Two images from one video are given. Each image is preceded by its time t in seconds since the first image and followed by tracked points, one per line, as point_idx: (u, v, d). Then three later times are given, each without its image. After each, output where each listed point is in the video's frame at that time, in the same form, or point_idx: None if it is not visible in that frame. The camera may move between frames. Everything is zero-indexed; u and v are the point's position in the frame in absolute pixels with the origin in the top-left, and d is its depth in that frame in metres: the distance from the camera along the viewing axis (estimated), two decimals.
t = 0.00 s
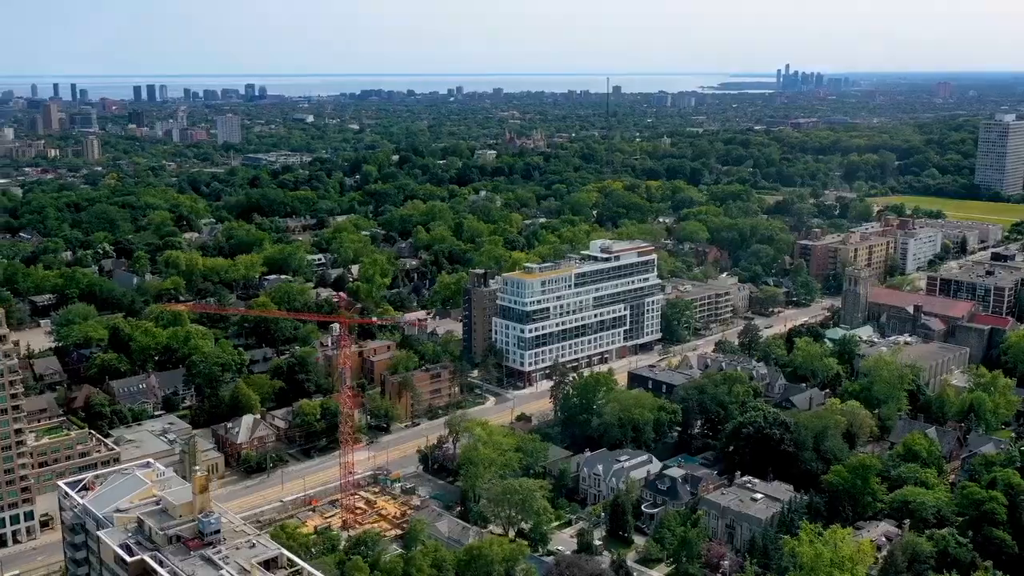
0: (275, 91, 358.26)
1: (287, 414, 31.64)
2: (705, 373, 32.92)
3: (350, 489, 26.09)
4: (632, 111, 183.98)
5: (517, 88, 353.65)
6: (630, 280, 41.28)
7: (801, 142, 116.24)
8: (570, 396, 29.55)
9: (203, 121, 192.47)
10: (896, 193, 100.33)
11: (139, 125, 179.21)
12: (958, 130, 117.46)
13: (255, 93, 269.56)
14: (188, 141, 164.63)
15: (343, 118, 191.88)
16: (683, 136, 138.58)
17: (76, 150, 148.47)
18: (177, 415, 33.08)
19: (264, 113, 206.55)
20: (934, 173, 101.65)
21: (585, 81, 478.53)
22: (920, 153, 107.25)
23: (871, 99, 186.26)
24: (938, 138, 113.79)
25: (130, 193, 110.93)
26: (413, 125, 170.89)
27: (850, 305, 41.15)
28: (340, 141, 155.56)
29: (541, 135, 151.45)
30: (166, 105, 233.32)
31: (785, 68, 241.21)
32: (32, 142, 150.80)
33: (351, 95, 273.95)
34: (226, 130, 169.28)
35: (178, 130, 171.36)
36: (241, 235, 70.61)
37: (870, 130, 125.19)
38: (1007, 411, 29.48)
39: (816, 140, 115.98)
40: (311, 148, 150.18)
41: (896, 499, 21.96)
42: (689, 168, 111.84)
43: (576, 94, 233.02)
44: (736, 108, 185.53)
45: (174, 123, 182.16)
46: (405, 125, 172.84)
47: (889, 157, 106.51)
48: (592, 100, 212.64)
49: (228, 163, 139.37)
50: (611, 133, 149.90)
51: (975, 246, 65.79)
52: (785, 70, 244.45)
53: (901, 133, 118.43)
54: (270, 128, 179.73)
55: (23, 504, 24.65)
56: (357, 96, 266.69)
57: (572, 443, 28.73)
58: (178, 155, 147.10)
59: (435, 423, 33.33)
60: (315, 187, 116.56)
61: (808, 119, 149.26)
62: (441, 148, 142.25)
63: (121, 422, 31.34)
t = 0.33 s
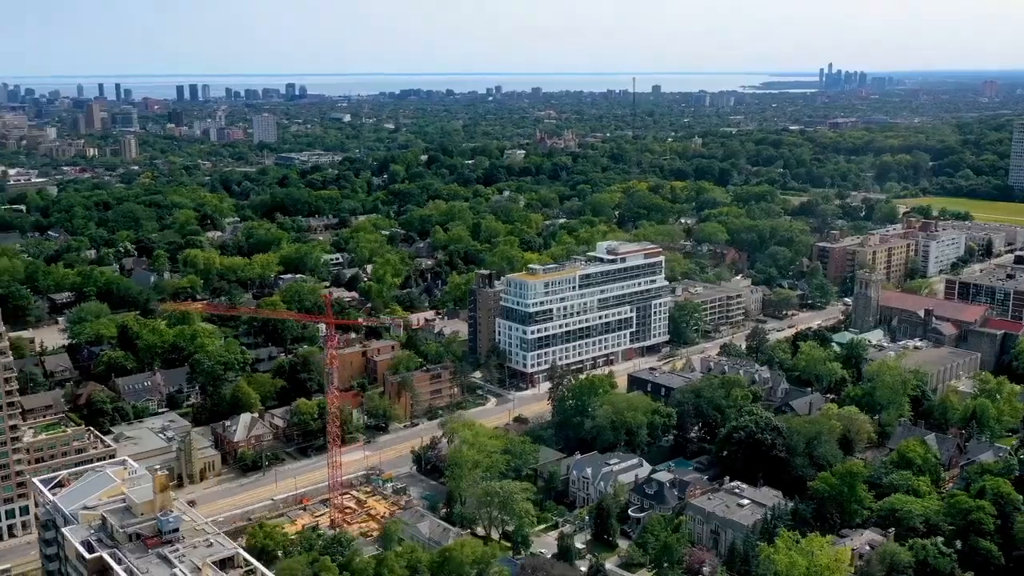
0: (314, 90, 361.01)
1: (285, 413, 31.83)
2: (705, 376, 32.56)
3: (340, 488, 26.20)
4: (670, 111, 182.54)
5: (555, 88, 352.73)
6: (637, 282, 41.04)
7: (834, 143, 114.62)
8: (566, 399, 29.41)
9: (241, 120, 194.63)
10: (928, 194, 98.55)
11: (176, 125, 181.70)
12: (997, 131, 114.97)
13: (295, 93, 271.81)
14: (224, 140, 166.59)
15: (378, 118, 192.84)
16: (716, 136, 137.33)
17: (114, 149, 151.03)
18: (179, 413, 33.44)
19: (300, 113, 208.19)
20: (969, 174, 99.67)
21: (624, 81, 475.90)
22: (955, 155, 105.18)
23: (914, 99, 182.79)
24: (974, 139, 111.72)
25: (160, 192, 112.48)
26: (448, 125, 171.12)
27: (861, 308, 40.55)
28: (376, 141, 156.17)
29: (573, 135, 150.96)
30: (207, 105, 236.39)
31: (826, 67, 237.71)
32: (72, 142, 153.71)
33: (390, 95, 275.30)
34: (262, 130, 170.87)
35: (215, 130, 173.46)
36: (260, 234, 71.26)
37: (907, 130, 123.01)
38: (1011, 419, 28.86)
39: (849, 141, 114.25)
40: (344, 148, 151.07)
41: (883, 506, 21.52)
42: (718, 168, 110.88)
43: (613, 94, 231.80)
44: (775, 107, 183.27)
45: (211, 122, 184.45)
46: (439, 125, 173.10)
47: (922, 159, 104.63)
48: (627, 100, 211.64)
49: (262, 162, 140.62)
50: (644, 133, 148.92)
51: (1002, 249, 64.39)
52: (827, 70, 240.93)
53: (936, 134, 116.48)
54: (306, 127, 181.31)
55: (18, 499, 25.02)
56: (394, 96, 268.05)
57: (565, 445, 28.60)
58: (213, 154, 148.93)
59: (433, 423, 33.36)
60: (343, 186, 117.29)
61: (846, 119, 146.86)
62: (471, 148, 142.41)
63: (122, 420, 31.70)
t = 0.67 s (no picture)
0: (361, 90, 363.97)
1: (290, 411, 32.08)
2: (712, 380, 32.22)
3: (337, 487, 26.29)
4: (716, 112, 180.83)
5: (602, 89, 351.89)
6: (651, 285, 40.65)
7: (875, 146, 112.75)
8: (567, 401, 29.25)
9: (286, 120, 197.34)
10: (969, 197, 96.47)
11: (221, 125, 184.62)
12: None
13: (342, 93, 274.53)
14: (268, 139, 168.84)
15: (421, 118, 193.92)
16: (756, 137, 135.88)
17: (159, 148, 153.97)
18: (189, 409, 33.86)
19: (344, 113, 210.09)
20: (1012, 177, 97.30)
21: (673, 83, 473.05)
22: (1001, 159, 102.65)
23: (967, 100, 179.01)
24: (1021, 142, 109.08)
25: (199, 191, 114.40)
26: (491, 125, 171.45)
27: (880, 314, 39.93)
28: (418, 141, 156.93)
29: (612, 135, 150.47)
30: (256, 105, 240.28)
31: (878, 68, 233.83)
32: (120, 141, 157.04)
33: (436, 95, 276.80)
34: (305, 129, 172.74)
35: (260, 130, 175.90)
36: (286, 234, 72.12)
37: (954, 133, 120.40)
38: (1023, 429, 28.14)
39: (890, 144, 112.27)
40: (385, 148, 152.18)
41: (876, 516, 21.08)
42: (754, 170, 109.73)
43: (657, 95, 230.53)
44: (822, 109, 180.70)
45: (257, 122, 187.07)
46: (481, 125, 173.59)
47: (965, 163, 102.39)
48: (671, 100, 210.32)
49: (303, 162, 142.20)
50: (686, 134, 147.84)
51: None
52: (878, 71, 237.09)
53: (981, 137, 114.07)
54: (350, 127, 183.13)
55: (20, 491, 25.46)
56: (439, 96, 269.53)
57: (565, 448, 28.46)
58: (256, 153, 151.03)
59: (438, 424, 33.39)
60: (377, 186, 118.23)
61: (893, 121, 144.25)
62: (509, 148, 142.65)
63: (131, 415, 32.12)
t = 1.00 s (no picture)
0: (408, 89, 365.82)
1: (297, 408, 32.34)
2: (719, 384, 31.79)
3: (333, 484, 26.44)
4: (763, 112, 178.52)
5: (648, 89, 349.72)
6: (665, 287, 40.21)
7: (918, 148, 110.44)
8: (569, 403, 29.11)
9: (331, 118, 199.20)
10: (1013, 199, 93.99)
11: (267, 124, 187.03)
12: None
13: (389, 92, 276.28)
14: (313, 138, 170.41)
15: (464, 118, 194.03)
16: (798, 138, 133.93)
17: (205, 146, 156.40)
18: (198, 405, 34.28)
19: (388, 112, 211.29)
20: None
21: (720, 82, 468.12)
22: None
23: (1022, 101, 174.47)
24: None
25: (237, 189, 116.03)
26: (533, 125, 171.13)
27: (899, 319, 39.13)
28: (459, 140, 157.19)
29: (651, 135, 149.38)
30: (304, 104, 242.90)
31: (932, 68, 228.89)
32: (167, 140, 159.89)
33: (482, 94, 277.26)
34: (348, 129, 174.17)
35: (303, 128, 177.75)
36: (313, 232, 72.79)
37: (1004, 134, 117.47)
38: None
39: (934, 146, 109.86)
40: (426, 147, 152.83)
41: (869, 525, 20.69)
42: (792, 171, 108.20)
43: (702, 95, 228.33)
44: (872, 110, 177.45)
45: (302, 121, 189.21)
46: (523, 125, 173.38)
47: (1011, 165, 99.83)
48: (715, 100, 208.23)
49: (343, 160, 143.45)
50: (728, 134, 146.22)
51: None
52: (932, 71, 232.16)
53: None
54: (394, 126, 184.35)
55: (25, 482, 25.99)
56: (485, 95, 270.10)
57: (565, 449, 28.34)
58: (300, 151, 152.53)
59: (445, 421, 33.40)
60: (412, 185, 118.79)
61: (942, 122, 141.11)
62: (547, 148, 142.33)
63: (141, 409, 32.56)
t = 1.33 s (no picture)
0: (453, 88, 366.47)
1: (303, 405, 32.59)
2: (725, 386, 31.40)
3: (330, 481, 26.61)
4: (810, 112, 175.71)
5: (695, 88, 346.18)
6: (679, 287, 39.75)
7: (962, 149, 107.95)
8: (570, 404, 28.94)
9: (376, 117, 200.49)
10: None
11: (313, 122, 189.03)
12: None
13: (435, 91, 276.83)
14: (356, 137, 171.55)
15: (506, 117, 193.72)
16: (840, 138, 131.70)
17: (250, 145, 158.42)
18: (208, 400, 34.66)
19: (430, 111, 211.87)
20: None
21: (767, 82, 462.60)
22: None
23: None
24: None
25: (273, 186, 117.36)
26: (575, 124, 170.36)
27: (919, 323, 38.20)
28: (499, 139, 157.07)
29: (691, 134, 148.05)
30: (348, 103, 244.82)
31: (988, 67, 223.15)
32: (211, 138, 162.35)
33: (528, 93, 276.72)
34: (390, 128, 175.03)
35: (345, 127, 179.00)
36: (339, 230, 73.36)
37: None
38: None
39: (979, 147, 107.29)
40: (467, 146, 153.14)
41: (860, 533, 20.30)
42: (831, 172, 106.56)
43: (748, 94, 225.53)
44: (923, 109, 173.72)
45: (348, 120, 190.82)
46: (565, 124, 172.83)
47: None
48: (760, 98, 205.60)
49: (382, 159, 144.29)
50: (769, 134, 144.26)
51: None
52: (987, 70, 226.45)
53: None
54: (438, 125, 185.06)
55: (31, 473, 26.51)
56: (530, 94, 269.54)
57: (564, 450, 28.21)
58: (341, 150, 153.81)
59: (451, 419, 33.43)
60: (446, 184, 119.12)
61: (993, 122, 137.60)
62: (584, 147, 141.72)
63: (152, 403, 32.99)
